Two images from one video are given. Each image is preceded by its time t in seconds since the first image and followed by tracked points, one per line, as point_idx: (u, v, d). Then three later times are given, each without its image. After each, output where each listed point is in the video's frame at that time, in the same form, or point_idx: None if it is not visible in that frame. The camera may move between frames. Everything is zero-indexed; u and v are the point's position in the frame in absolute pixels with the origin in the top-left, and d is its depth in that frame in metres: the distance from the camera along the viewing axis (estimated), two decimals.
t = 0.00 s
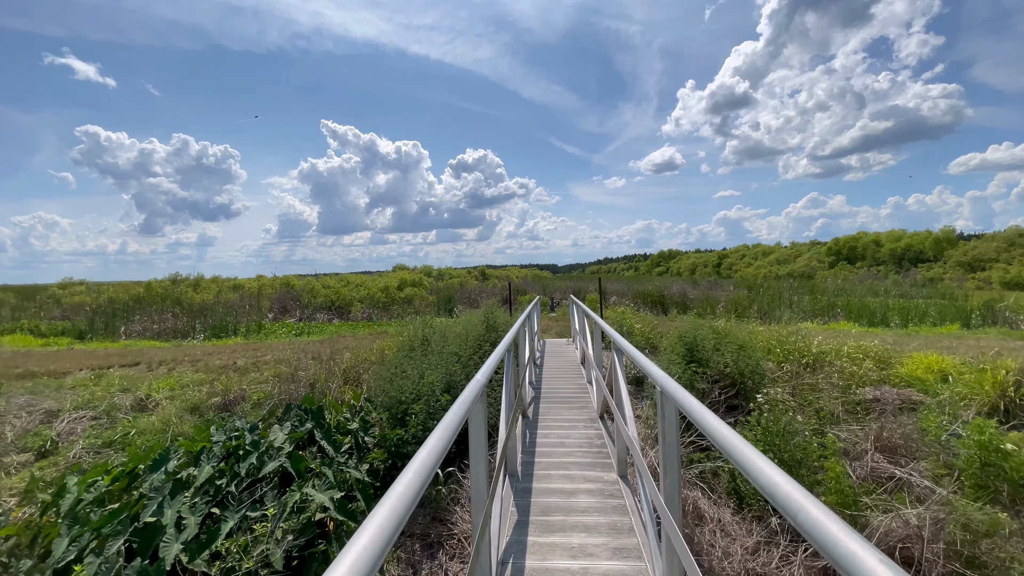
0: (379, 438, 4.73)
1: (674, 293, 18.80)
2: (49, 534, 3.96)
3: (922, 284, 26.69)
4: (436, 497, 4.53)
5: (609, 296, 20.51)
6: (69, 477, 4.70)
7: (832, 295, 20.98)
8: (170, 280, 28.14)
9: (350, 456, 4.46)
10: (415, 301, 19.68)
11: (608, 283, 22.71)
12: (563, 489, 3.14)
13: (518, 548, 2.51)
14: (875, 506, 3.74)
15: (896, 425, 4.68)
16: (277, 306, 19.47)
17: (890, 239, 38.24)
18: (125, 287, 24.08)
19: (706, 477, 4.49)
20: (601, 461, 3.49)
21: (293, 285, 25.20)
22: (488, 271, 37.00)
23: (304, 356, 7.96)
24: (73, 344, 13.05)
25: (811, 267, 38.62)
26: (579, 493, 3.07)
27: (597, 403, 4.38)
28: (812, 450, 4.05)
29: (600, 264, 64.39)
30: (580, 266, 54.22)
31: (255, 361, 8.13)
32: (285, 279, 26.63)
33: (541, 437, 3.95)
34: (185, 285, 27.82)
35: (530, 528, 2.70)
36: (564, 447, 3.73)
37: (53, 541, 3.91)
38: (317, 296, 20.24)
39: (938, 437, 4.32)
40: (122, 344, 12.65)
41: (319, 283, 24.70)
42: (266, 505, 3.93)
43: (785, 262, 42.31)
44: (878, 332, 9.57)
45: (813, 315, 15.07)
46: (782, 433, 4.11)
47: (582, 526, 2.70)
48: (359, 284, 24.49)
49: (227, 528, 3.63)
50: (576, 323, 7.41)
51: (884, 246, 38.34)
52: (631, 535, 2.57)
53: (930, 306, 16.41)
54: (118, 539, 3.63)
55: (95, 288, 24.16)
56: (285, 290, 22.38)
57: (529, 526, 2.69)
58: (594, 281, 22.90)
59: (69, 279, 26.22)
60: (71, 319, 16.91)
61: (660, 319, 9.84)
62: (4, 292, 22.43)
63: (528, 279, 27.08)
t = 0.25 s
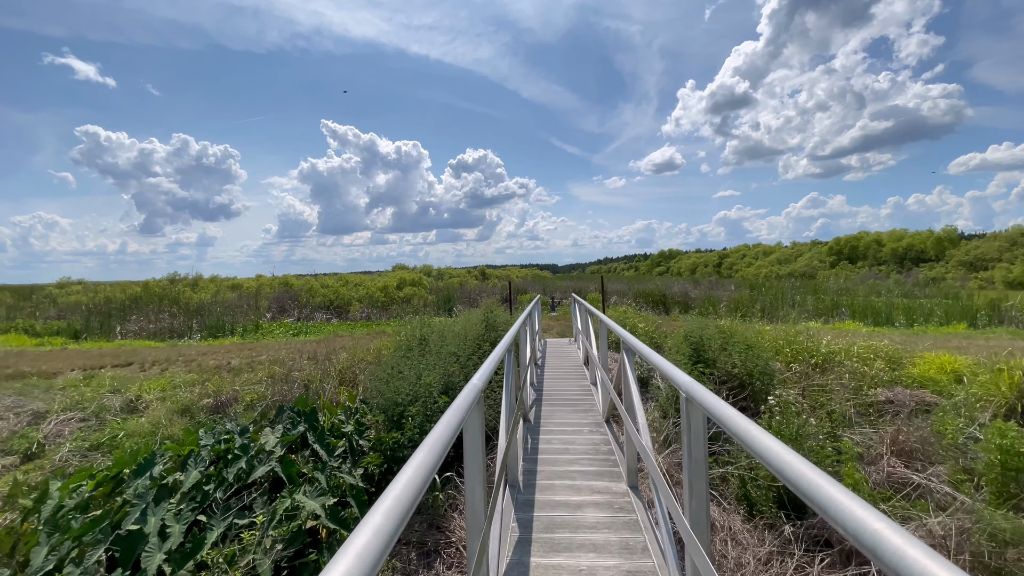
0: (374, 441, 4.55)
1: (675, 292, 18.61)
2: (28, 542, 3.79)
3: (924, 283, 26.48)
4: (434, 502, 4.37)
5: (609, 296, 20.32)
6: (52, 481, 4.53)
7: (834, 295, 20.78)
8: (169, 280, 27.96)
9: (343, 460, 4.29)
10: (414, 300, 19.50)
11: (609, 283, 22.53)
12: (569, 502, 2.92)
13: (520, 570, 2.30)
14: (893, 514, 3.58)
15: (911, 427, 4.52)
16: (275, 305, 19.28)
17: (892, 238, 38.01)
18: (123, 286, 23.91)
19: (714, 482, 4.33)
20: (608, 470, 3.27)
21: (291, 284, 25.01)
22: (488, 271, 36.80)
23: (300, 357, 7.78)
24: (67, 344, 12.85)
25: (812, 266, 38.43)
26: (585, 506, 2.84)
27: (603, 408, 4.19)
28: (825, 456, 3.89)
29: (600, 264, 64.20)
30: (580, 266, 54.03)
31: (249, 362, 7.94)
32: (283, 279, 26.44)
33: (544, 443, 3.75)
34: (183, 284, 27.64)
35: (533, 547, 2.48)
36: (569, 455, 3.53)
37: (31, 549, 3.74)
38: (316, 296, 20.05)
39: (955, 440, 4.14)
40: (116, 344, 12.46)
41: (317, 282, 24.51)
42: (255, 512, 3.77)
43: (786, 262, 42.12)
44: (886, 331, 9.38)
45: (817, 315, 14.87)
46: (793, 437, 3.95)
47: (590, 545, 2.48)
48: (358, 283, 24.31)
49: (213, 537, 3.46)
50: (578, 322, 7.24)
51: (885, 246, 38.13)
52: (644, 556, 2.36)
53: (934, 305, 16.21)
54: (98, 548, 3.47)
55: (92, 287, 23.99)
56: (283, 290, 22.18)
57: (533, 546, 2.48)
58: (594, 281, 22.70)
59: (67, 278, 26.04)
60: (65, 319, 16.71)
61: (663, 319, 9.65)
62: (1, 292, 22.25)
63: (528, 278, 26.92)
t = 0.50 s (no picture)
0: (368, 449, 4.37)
1: (677, 293, 18.41)
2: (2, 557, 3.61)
3: (926, 284, 26.27)
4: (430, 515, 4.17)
5: (611, 297, 20.12)
6: (31, 491, 4.34)
7: (837, 295, 20.57)
8: (166, 280, 27.77)
9: (335, 471, 4.11)
10: (413, 301, 19.31)
11: (610, 283, 22.33)
12: (574, 524, 2.68)
13: None
14: (915, 530, 3.41)
15: (929, 436, 4.32)
16: (273, 306, 19.09)
17: (894, 238, 37.81)
18: (120, 286, 23.73)
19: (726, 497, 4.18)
20: (616, 493, 2.91)
21: (289, 285, 24.82)
22: (488, 271, 36.61)
23: (294, 359, 7.57)
24: (60, 345, 12.64)
25: (814, 266, 38.22)
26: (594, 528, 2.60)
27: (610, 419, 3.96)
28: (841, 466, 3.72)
29: (600, 264, 63.99)
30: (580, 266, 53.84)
31: (243, 364, 7.75)
32: (281, 279, 26.25)
33: (546, 461, 3.44)
34: (181, 284, 27.45)
35: None
36: (574, 473, 3.19)
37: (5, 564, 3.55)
38: (314, 296, 19.86)
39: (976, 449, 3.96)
40: (111, 345, 12.27)
41: (315, 282, 24.34)
42: (242, 526, 3.58)
43: (787, 262, 41.91)
44: (894, 333, 9.17)
45: (821, 316, 14.67)
46: (807, 447, 3.78)
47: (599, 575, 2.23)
48: (356, 283, 24.11)
49: (196, 554, 3.28)
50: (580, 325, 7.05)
51: (887, 246, 37.93)
52: None
53: (939, 306, 16.01)
54: (73, 566, 3.28)
55: (89, 287, 23.83)
56: (281, 290, 22.00)
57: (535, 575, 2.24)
58: (595, 281, 22.50)
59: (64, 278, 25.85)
60: (60, 320, 16.52)
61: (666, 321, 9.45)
62: None
63: (528, 279, 26.74)
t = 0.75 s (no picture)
0: (360, 456, 4.20)
1: (678, 293, 18.22)
2: None
3: (929, 284, 26.06)
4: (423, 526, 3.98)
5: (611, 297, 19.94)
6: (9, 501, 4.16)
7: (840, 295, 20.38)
8: (165, 281, 27.61)
9: (326, 479, 3.94)
10: (412, 301, 19.13)
11: (610, 283, 22.15)
12: (576, 545, 2.47)
13: None
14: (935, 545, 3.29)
15: (945, 442, 4.15)
16: (270, 306, 18.91)
17: (895, 238, 37.62)
18: (117, 286, 23.58)
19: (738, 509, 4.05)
20: (622, 514, 2.68)
21: (288, 285, 24.65)
22: (487, 271, 36.43)
23: (289, 361, 7.39)
24: (54, 346, 12.48)
25: (815, 266, 38.03)
26: (599, 551, 2.39)
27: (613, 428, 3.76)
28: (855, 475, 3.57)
29: (600, 264, 63.82)
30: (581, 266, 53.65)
31: (236, 366, 7.57)
32: (279, 279, 26.07)
33: (546, 475, 3.22)
34: (179, 284, 27.28)
35: None
36: (575, 491, 2.98)
37: None
38: (312, 296, 19.68)
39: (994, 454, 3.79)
40: (105, 346, 12.10)
41: (313, 283, 24.17)
42: (226, 539, 3.41)
43: (788, 262, 41.72)
44: (901, 334, 8.99)
45: (823, 316, 14.49)
46: (818, 454, 3.63)
47: None
48: (355, 284, 23.94)
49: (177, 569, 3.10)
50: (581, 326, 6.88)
51: (888, 246, 37.74)
52: None
53: (943, 306, 15.83)
54: None
55: (86, 288, 23.67)
56: (279, 290, 21.82)
57: None
58: (595, 281, 22.32)
59: (62, 279, 25.70)
60: (55, 321, 16.34)
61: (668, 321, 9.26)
62: None
63: (528, 279, 26.58)
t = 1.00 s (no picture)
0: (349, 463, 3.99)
1: (679, 293, 18.04)
2: None
3: (930, 284, 25.87)
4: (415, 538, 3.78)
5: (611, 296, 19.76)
6: None
7: (841, 295, 20.19)
8: (163, 281, 27.45)
9: (313, 488, 3.74)
10: (410, 301, 18.93)
11: (611, 283, 21.97)
12: (574, 569, 2.28)
13: None
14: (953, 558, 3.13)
15: (960, 448, 3.98)
16: (267, 307, 18.72)
17: (897, 237, 37.42)
18: (114, 286, 23.48)
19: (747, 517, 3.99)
20: (623, 536, 2.49)
21: (285, 285, 24.46)
22: (487, 272, 36.26)
23: (282, 362, 7.22)
24: (46, 347, 12.29)
25: (816, 266, 37.84)
26: None
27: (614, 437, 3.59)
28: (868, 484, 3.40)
29: (600, 264, 63.66)
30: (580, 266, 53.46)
31: (228, 368, 7.39)
32: (277, 279, 25.88)
33: (541, 490, 3.03)
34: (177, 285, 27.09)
35: None
36: (572, 508, 2.79)
37: None
38: (310, 296, 19.51)
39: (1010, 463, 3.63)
40: (99, 347, 11.92)
41: (311, 282, 23.99)
42: (206, 552, 3.25)
43: (788, 262, 41.54)
44: (907, 334, 8.80)
45: (826, 317, 14.31)
46: (831, 460, 3.45)
47: None
48: (354, 284, 23.74)
49: None
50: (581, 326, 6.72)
51: (889, 245, 37.53)
52: None
53: (946, 306, 15.66)
54: None
55: (83, 287, 23.52)
56: (277, 290, 21.64)
57: None
58: (595, 282, 22.17)
59: (59, 279, 25.54)
60: (49, 321, 16.16)
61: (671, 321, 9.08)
62: None
63: (528, 279, 26.41)
